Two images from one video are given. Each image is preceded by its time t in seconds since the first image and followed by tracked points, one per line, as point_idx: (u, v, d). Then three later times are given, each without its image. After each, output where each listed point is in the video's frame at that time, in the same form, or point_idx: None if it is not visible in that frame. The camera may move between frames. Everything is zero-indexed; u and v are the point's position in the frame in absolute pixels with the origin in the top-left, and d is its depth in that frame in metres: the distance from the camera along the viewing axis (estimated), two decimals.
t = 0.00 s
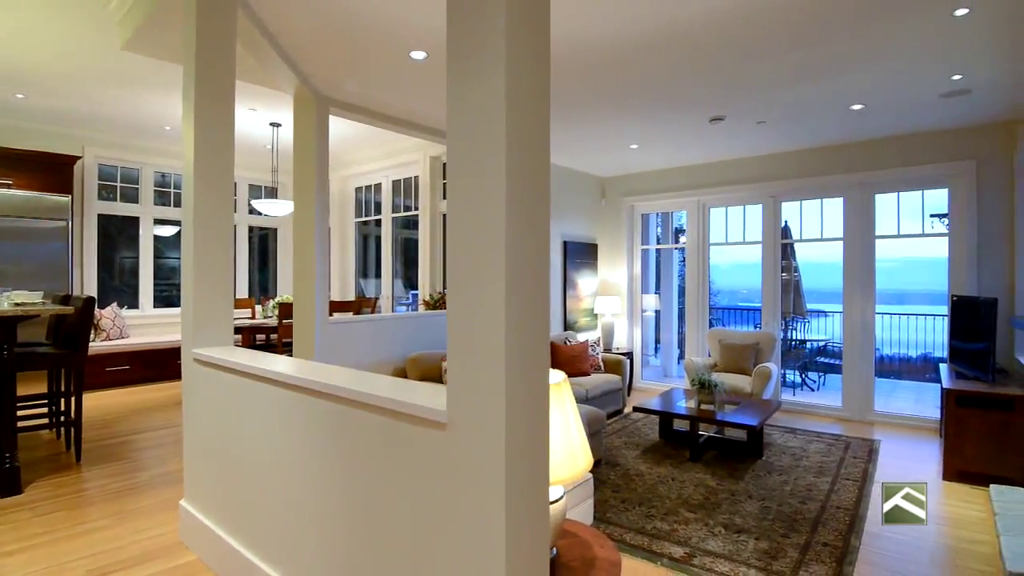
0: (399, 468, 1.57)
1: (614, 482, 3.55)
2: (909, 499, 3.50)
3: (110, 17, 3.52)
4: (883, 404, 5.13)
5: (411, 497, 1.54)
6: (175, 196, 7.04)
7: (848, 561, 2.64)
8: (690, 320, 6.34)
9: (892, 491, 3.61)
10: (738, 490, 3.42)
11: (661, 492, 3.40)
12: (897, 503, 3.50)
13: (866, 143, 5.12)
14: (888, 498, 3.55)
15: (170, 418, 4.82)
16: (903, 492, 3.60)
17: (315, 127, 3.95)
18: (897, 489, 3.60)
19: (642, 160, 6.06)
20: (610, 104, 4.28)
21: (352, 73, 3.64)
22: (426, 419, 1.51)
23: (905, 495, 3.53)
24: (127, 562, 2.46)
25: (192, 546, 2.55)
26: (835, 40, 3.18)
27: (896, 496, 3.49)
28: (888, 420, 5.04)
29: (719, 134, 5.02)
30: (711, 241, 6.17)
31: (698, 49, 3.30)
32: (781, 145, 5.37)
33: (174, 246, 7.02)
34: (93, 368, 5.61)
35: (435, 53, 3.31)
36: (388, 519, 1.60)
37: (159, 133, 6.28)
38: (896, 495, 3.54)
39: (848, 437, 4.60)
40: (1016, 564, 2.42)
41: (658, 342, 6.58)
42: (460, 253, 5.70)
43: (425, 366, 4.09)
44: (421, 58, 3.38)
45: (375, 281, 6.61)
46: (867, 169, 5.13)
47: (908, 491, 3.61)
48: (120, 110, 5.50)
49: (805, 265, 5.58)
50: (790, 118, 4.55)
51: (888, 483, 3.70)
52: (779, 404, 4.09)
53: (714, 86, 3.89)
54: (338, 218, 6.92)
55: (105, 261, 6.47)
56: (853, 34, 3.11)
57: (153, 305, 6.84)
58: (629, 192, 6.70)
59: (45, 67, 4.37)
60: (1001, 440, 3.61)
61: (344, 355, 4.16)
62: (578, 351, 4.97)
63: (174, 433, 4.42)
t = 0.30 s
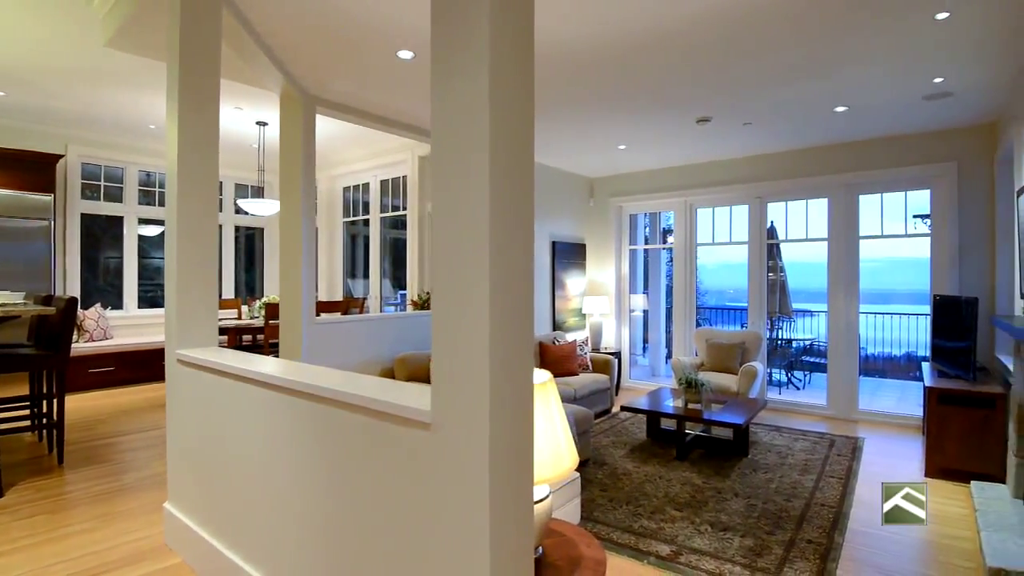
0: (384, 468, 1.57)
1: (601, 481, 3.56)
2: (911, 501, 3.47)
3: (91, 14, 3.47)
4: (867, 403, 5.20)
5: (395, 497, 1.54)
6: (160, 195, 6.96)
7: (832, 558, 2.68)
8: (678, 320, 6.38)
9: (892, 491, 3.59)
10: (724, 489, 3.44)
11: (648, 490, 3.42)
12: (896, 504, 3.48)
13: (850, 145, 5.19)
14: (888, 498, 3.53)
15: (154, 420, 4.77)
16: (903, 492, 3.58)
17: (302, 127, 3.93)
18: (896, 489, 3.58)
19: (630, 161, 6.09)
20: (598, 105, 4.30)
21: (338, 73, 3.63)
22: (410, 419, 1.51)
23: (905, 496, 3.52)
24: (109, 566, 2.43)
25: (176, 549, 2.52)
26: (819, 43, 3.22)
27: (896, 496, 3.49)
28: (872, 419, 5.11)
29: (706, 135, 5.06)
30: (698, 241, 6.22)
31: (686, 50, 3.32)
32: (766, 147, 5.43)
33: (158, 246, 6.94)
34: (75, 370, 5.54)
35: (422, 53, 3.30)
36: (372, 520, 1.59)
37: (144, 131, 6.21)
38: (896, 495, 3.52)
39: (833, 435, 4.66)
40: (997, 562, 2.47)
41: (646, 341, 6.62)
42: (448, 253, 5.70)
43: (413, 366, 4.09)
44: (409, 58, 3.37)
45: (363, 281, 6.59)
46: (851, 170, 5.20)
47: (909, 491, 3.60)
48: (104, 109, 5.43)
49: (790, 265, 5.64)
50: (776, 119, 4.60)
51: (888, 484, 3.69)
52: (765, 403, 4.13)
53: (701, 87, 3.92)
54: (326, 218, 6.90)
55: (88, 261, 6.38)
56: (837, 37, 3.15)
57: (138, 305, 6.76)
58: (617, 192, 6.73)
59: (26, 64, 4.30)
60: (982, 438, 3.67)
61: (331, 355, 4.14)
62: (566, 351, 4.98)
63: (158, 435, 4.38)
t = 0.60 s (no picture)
0: (365, 468, 1.56)
1: (587, 480, 3.58)
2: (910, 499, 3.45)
3: (70, 11, 3.42)
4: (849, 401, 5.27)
5: (377, 498, 1.53)
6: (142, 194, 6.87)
7: (814, 554, 2.72)
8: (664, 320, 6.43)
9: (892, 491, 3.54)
10: (708, 486, 3.48)
11: (634, 489, 3.44)
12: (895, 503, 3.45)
13: (832, 146, 5.27)
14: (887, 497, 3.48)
15: (136, 422, 4.71)
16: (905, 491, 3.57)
17: (285, 126, 3.90)
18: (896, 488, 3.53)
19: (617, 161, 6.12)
20: (585, 106, 4.32)
21: (322, 72, 3.61)
22: (392, 420, 1.50)
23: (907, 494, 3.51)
24: (88, 570, 2.40)
25: (157, 552, 2.49)
26: (801, 46, 3.26)
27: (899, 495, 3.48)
28: (853, 416, 5.18)
29: (691, 137, 5.11)
30: (684, 241, 6.27)
31: (670, 52, 3.35)
32: (750, 148, 5.49)
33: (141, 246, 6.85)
34: (55, 371, 5.45)
35: (408, 52, 3.30)
36: (354, 521, 1.59)
37: (125, 129, 6.12)
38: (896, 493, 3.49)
39: (815, 433, 4.72)
40: (973, 557, 2.67)
41: (632, 341, 6.65)
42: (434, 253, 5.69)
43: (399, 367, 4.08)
44: (394, 57, 3.36)
45: (349, 281, 6.56)
46: (834, 172, 5.27)
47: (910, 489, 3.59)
48: (84, 106, 5.34)
49: (774, 266, 5.70)
50: (759, 121, 4.65)
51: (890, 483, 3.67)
52: (749, 401, 4.17)
53: (686, 89, 3.95)
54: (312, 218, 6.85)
55: (68, 261, 6.27)
56: (818, 40, 3.19)
57: (119, 306, 6.67)
58: (603, 193, 6.77)
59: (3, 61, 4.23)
60: (960, 435, 3.74)
61: (316, 355, 4.12)
62: (553, 351, 5.00)
63: (140, 437, 4.32)
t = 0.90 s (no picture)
0: (347, 469, 1.56)
1: (574, 479, 3.59)
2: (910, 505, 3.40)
3: (48, 7, 3.36)
4: (832, 398, 5.35)
5: (361, 498, 1.53)
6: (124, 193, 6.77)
7: (796, 551, 2.75)
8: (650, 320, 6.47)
9: (892, 495, 3.49)
10: (693, 485, 3.51)
11: (619, 488, 3.46)
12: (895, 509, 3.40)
13: (815, 148, 5.33)
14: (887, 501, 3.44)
15: (117, 425, 4.64)
16: (903, 492, 3.55)
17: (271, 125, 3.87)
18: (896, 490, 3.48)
19: (604, 162, 6.14)
20: (571, 107, 4.33)
21: (307, 71, 3.58)
22: (374, 420, 1.50)
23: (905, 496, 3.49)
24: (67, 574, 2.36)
25: (137, 555, 2.46)
26: (784, 48, 3.30)
27: (896, 496, 3.46)
28: (836, 414, 5.25)
29: (677, 138, 5.14)
30: (670, 241, 6.31)
31: (656, 53, 3.36)
32: (735, 149, 5.54)
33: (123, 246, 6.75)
34: (33, 373, 5.35)
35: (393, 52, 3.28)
36: (336, 522, 1.58)
37: (107, 127, 6.03)
38: (896, 497, 3.46)
39: (799, 431, 4.78)
40: (952, 552, 2.73)
41: (619, 340, 6.69)
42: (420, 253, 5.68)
43: (385, 367, 4.06)
44: (380, 56, 3.35)
45: (335, 282, 6.52)
46: (817, 172, 5.34)
47: (908, 490, 3.56)
48: (65, 104, 5.26)
49: (759, 266, 5.75)
50: (743, 123, 4.70)
51: (888, 484, 3.66)
52: (734, 400, 4.21)
53: (671, 90, 3.98)
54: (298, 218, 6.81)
55: (48, 261, 6.17)
56: (800, 43, 3.23)
57: (101, 306, 6.57)
58: (590, 193, 6.79)
59: None
60: (940, 433, 3.81)
61: (301, 356, 4.10)
62: (540, 350, 5.01)
63: (122, 440, 4.26)
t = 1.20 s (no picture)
0: (331, 470, 1.55)
1: (562, 479, 3.60)
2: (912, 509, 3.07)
3: (28, 3, 3.31)
4: (817, 397, 5.41)
5: (345, 499, 1.52)
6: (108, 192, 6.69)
7: (781, 548, 2.79)
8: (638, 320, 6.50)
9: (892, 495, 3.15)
10: (681, 484, 3.53)
11: (607, 487, 3.47)
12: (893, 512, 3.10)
13: (800, 150, 5.40)
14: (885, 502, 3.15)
15: (100, 427, 4.58)
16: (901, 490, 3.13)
17: (257, 124, 3.84)
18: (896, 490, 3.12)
19: (592, 163, 6.17)
20: (559, 107, 4.34)
21: (293, 69, 3.56)
22: (358, 421, 1.49)
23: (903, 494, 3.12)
24: None
25: (120, 558, 2.44)
26: (769, 51, 3.33)
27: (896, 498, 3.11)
28: (821, 413, 5.32)
29: (664, 139, 5.18)
30: (658, 242, 6.35)
31: (643, 55, 3.38)
32: (722, 150, 5.59)
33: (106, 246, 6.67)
34: (14, 376, 5.27)
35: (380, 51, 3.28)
36: (320, 523, 1.57)
37: (90, 126, 5.95)
38: (894, 497, 3.13)
39: (784, 430, 4.83)
40: (934, 548, 2.77)
41: (608, 340, 6.71)
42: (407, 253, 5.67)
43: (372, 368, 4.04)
44: (367, 55, 3.34)
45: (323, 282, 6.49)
46: (802, 174, 5.40)
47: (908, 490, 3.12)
48: (47, 101, 5.18)
49: (745, 266, 5.80)
50: (730, 124, 4.74)
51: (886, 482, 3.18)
52: (721, 399, 4.25)
53: (659, 92, 4.00)
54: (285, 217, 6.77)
55: (29, 261, 6.08)
56: (785, 45, 3.26)
57: (84, 307, 6.48)
58: (579, 194, 6.81)
59: None
60: (922, 431, 3.86)
61: (287, 357, 4.07)
62: (529, 351, 5.02)
63: (105, 442, 4.21)
